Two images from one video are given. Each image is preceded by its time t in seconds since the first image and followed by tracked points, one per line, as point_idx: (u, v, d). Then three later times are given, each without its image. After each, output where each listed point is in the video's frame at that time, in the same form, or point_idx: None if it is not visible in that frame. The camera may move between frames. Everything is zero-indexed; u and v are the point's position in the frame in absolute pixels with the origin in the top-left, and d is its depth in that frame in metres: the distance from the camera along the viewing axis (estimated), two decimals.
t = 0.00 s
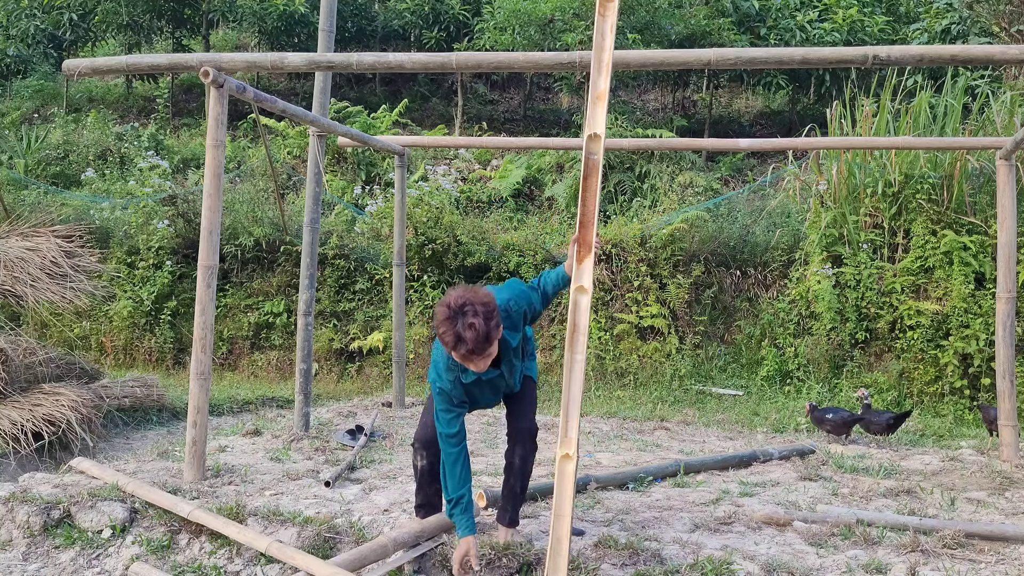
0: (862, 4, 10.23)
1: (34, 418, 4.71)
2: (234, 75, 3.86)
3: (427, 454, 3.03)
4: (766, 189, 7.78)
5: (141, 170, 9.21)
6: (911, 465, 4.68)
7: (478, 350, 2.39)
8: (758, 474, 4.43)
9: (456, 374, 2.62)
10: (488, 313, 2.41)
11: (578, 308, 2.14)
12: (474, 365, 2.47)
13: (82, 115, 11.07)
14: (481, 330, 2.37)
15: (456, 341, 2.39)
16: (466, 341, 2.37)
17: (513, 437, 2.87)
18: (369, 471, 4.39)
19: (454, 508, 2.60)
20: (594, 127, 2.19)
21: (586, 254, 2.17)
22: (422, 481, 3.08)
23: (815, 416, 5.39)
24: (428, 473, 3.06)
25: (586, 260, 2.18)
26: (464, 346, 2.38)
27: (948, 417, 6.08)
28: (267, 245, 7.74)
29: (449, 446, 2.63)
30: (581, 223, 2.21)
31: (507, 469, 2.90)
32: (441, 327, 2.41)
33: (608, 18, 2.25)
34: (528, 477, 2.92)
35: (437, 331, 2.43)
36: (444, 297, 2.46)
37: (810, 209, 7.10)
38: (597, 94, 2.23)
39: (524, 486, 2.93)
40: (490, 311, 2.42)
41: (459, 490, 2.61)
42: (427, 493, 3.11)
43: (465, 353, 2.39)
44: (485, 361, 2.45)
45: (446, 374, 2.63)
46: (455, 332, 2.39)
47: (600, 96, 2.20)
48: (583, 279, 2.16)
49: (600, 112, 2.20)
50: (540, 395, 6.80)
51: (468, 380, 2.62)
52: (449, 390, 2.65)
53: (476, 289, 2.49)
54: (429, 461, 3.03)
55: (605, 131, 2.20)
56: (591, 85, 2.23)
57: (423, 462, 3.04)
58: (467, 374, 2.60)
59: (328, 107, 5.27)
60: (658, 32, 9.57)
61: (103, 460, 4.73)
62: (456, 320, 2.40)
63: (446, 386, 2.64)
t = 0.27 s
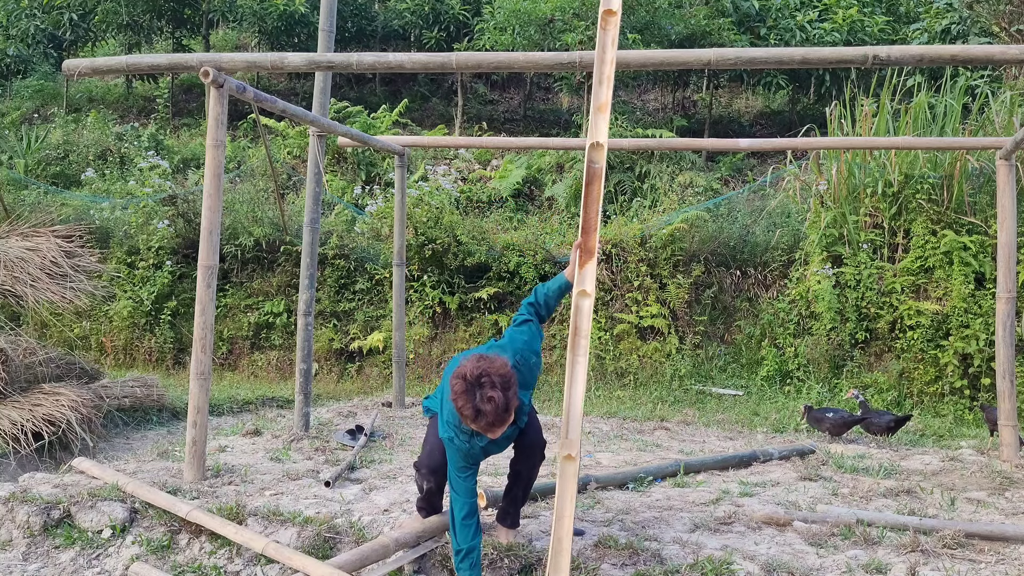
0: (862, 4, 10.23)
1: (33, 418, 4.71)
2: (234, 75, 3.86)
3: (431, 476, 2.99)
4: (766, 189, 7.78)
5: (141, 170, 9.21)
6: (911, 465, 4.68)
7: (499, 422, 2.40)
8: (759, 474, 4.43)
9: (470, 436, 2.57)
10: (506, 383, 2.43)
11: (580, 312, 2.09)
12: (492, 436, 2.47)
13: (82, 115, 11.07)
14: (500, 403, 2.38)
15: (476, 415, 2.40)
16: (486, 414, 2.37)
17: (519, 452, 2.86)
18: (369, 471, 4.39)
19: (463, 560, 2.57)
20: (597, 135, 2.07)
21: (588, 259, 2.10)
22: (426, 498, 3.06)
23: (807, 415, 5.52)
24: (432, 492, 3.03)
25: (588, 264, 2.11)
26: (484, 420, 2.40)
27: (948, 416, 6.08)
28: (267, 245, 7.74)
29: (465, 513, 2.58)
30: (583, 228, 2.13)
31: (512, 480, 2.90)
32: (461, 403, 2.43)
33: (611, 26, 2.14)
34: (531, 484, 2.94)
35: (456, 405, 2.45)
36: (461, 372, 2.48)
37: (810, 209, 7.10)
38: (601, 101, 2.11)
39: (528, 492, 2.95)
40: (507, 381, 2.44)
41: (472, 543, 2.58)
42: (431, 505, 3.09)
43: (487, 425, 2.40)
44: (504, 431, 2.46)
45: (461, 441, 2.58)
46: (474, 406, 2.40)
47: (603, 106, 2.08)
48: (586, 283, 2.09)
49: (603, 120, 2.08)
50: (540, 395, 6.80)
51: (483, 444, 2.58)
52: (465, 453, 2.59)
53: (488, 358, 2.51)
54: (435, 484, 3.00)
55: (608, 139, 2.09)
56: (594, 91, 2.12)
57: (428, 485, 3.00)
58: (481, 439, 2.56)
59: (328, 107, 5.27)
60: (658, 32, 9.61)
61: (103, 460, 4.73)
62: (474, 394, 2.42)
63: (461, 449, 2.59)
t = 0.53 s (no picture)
0: (862, 4, 10.23)
1: (34, 418, 4.71)
2: (234, 75, 3.86)
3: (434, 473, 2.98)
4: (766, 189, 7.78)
5: (141, 170, 9.21)
6: (911, 465, 4.68)
7: (514, 430, 2.36)
8: (758, 474, 4.43)
9: (473, 437, 2.50)
10: (522, 390, 2.40)
11: (588, 317, 2.30)
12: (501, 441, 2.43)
13: (82, 115, 11.07)
14: (517, 410, 2.34)
15: (491, 422, 2.34)
16: (503, 421, 2.32)
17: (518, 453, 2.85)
18: (369, 471, 4.39)
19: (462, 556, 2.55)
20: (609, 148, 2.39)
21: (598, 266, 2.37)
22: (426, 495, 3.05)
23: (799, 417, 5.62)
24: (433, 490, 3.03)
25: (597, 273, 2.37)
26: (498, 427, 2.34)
27: (948, 416, 6.08)
28: (267, 245, 7.74)
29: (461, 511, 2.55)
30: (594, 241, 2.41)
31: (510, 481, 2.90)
32: (474, 406, 2.37)
33: (624, 52, 2.52)
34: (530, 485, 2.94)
35: (469, 410, 2.39)
36: (475, 376, 2.42)
37: (810, 209, 7.09)
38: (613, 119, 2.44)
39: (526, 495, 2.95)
40: (522, 389, 2.41)
41: (468, 539, 2.55)
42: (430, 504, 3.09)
43: (500, 432, 2.35)
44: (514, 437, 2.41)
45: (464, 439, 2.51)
46: (489, 413, 2.34)
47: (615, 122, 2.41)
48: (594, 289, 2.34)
49: (615, 135, 2.40)
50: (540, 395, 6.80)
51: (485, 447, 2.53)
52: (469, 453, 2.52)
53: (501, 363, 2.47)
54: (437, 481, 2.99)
55: (619, 153, 2.40)
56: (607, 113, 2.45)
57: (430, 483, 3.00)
58: (484, 442, 2.50)
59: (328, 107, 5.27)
60: (658, 32, 9.51)
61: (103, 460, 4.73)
62: (490, 400, 2.36)
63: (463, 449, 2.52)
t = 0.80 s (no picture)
0: (862, 3, 10.23)
1: (34, 418, 4.71)
2: (234, 75, 3.86)
3: (437, 461, 2.97)
4: (766, 189, 7.78)
5: (141, 170, 9.21)
6: (911, 465, 4.68)
7: (531, 413, 2.28)
8: (758, 474, 4.43)
9: (480, 411, 2.50)
10: (540, 374, 2.31)
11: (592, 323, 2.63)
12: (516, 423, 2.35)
13: (82, 115, 11.07)
14: (535, 393, 2.26)
15: (509, 404, 2.26)
16: (521, 405, 2.24)
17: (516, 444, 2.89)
18: (369, 471, 4.39)
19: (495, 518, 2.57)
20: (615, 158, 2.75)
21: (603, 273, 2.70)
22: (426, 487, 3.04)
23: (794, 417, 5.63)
24: (435, 480, 3.02)
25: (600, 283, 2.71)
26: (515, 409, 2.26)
27: (948, 416, 6.08)
28: (267, 245, 7.74)
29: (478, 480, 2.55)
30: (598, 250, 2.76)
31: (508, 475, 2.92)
32: (492, 387, 2.28)
33: (633, 65, 2.88)
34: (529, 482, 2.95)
35: (486, 391, 2.29)
36: (493, 357, 2.33)
37: (810, 209, 7.09)
38: (619, 135, 2.84)
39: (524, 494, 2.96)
40: (540, 372, 2.32)
41: (494, 503, 2.56)
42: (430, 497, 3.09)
43: (517, 415, 2.27)
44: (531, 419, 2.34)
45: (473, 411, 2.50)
46: (507, 395, 2.25)
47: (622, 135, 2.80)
48: (598, 297, 2.67)
49: (621, 146, 2.79)
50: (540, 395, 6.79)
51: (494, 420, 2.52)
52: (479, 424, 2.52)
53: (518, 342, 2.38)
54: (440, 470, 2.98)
55: (624, 163, 2.76)
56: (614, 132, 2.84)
57: (433, 471, 2.99)
58: (492, 416, 2.50)
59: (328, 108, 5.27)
60: (659, 32, 9.48)
61: (103, 460, 4.73)
62: (507, 383, 2.27)
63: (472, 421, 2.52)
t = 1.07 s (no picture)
0: (862, 3, 10.23)
1: (33, 418, 4.71)
2: (234, 75, 3.86)
3: (443, 454, 2.97)
4: (766, 189, 7.78)
5: (141, 170, 9.22)
6: (911, 465, 4.68)
7: (543, 380, 2.34)
8: (758, 474, 4.43)
9: (493, 383, 2.55)
10: (552, 342, 2.37)
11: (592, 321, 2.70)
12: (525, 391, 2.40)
13: (82, 115, 11.07)
14: (548, 361, 2.32)
15: (522, 371, 2.31)
16: (534, 371, 2.30)
17: (520, 435, 2.98)
18: (369, 471, 4.38)
19: (513, 496, 2.53)
20: (616, 154, 2.79)
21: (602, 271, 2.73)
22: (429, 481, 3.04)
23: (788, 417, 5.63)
24: (439, 474, 3.02)
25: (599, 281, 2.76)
26: (527, 376, 2.31)
27: (948, 416, 6.08)
28: (267, 245, 7.74)
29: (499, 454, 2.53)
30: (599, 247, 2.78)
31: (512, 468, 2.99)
32: (505, 357, 2.33)
33: (637, 58, 2.89)
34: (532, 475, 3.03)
35: (499, 360, 2.34)
36: (506, 327, 2.38)
37: (810, 209, 7.09)
38: (621, 131, 2.84)
39: (527, 488, 3.04)
40: (552, 340, 2.38)
41: (513, 480, 2.54)
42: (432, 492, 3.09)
43: (529, 382, 2.32)
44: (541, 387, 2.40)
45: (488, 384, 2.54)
46: (521, 364, 2.30)
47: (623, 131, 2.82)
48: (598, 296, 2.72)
49: (622, 143, 2.81)
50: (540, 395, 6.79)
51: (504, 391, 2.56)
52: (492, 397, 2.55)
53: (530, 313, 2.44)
54: (445, 463, 2.98)
55: (625, 161, 2.79)
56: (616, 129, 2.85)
57: (437, 464, 2.99)
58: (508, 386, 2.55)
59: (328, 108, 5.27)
60: (659, 32, 9.50)
61: (103, 460, 4.73)
62: (520, 351, 2.32)
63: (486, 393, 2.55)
